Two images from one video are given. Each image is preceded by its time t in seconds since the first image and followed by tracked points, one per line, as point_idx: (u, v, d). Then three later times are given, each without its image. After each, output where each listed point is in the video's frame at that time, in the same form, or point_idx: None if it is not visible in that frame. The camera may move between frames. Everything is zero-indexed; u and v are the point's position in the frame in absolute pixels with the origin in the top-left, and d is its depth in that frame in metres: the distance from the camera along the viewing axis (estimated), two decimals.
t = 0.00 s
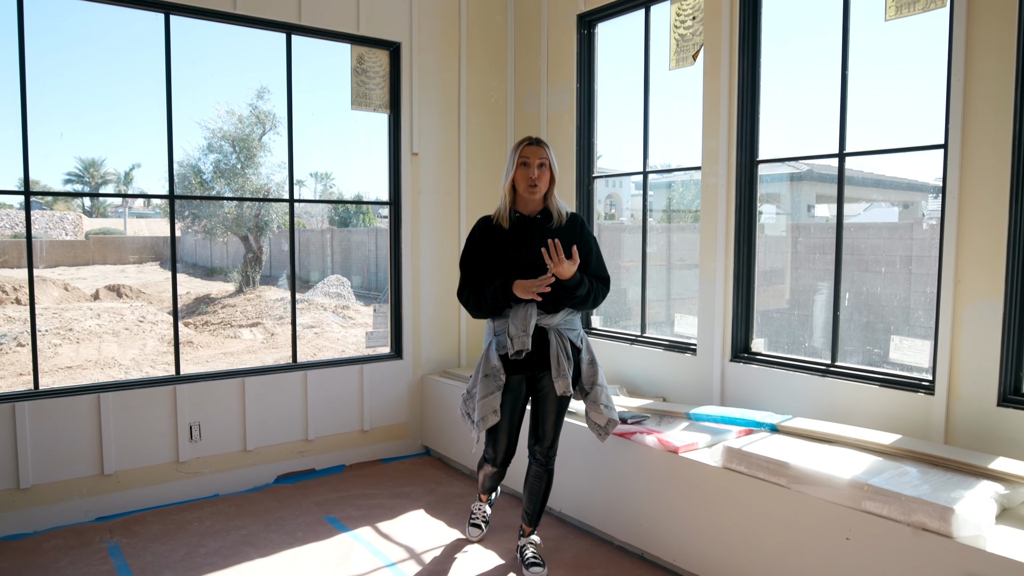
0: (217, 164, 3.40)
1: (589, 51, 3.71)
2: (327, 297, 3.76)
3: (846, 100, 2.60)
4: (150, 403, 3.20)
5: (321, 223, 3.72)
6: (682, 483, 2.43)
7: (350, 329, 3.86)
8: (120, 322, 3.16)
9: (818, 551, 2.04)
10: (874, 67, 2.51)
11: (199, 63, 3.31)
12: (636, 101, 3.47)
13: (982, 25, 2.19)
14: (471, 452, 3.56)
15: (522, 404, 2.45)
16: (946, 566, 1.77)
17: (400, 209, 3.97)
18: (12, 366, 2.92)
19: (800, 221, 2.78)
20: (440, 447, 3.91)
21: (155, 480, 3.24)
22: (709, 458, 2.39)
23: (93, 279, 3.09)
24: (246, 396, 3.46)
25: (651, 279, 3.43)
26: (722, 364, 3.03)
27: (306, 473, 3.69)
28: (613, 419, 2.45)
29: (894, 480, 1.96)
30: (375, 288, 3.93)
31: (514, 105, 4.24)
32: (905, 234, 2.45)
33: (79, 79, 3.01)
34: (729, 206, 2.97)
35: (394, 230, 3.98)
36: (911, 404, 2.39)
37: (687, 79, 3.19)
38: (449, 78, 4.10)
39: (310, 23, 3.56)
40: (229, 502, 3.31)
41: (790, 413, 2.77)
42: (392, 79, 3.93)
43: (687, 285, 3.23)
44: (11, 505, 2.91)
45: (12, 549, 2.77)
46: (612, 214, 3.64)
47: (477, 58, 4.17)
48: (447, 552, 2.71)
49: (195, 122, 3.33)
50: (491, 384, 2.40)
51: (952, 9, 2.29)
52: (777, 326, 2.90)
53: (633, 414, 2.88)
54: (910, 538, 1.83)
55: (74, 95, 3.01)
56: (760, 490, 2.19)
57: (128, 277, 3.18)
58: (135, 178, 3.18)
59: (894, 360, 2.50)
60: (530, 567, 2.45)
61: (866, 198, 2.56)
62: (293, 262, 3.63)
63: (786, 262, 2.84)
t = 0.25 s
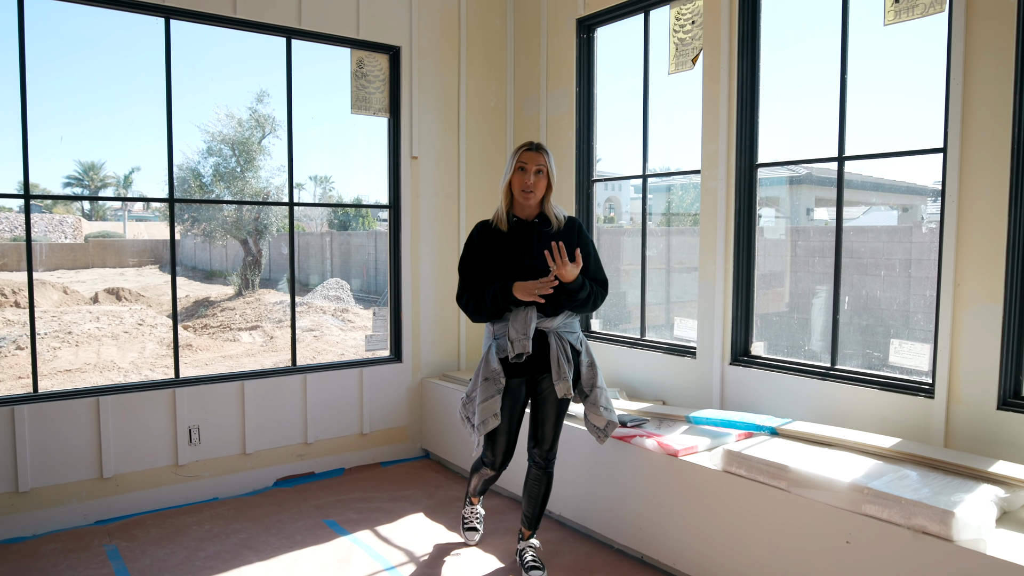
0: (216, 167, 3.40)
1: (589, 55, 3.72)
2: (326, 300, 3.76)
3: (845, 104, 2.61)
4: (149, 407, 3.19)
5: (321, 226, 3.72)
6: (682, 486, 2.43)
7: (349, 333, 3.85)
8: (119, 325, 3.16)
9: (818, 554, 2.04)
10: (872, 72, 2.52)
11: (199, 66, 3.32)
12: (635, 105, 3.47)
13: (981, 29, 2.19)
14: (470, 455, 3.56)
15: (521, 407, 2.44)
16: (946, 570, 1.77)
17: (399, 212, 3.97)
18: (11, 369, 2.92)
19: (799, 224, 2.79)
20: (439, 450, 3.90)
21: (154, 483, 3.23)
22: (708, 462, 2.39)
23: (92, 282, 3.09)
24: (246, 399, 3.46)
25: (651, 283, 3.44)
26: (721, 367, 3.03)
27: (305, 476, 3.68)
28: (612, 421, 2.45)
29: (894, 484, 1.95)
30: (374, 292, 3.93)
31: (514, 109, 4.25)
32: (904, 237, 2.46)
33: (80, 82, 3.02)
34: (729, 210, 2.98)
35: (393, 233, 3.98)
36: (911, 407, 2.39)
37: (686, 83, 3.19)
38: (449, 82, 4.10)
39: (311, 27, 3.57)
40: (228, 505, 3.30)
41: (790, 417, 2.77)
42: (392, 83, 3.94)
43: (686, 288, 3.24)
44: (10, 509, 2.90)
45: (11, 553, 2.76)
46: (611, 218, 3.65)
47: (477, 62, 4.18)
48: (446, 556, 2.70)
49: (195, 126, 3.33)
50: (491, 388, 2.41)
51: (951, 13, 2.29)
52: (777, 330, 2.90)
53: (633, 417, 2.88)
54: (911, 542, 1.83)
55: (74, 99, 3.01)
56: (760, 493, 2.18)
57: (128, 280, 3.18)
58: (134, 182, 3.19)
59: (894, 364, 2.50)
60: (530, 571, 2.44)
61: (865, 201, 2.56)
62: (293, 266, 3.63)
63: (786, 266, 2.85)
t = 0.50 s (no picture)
0: (215, 169, 3.40)
1: (589, 57, 3.72)
2: (325, 301, 3.76)
3: (845, 105, 2.61)
4: (149, 408, 3.19)
5: (320, 227, 3.72)
6: (682, 487, 2.43)
7: (348, 334, 3.85)
8: (118, 326, 3.16)
9: (820, 555, 2.04)
10: (873, 74, 2.52)
11: (199, 68, 3.32)
12: (635, 106, 3.48)
13: (981, 31, 2.20)
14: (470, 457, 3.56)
15: (520, 408, 2.44)
16: (948, 571, 1.77)
17: (399, 213, 3.97)
18: (10, 370, 2.92)
19: (798, 226, 2.79)
20: (439, 452, 3.90)
21: (154, 484, 3.23)
22: (709, 463, 2.39)
23: (91, 284, 3.09)
24: (246, 401, 3.46)
25: (651, 284, 3.44)
26: (721, 369, 3.04)
27: (306, 478, 3.68)
28: (611, 422, 2.45)
29: (895, 485, 1.95)
30: (374, 293, 3.93)
31: (514, 111, 4.25)
32: (904, 239, 2.46)
33: (80, 84, 3.02)
34: (729, 211, 2.98)
35: (393, 234, 3.98)
36: (911, 408, 2.40)
37: (686, 85, 3.20)
38: (449, 84, 4.11)
39: (311, 29, 3.57)
40: (228, 507, 3.30)
41: (790, 418, 2.77)
42: (392, 84, 3.95)
43: (686, 289, 3.24)
44: (9, 510, 2.90)
45: (11, 554, 2.76)
46: (611, 219, 3.65)
47: (477, 64, 4.19)
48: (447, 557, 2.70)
49: (194, 127, 3.33)
50: (488, 388, 2.41)
51: (951, 15, 2.30)
52: (777, 331, 2.90)
53: (633, 418, 2.88)
54: (912, 543, 1.83)
55: (74, 100, 3.02)
56: (761, 494, 2.18)
57: (127, 281, 3.18)
58: (134, 183, 3.18)
59: (894, 365, 2.50)
60: (531, 572, 2.44)
61: (864, 203, 2.57)
62: (293, 267, 3.63)
63: (785, 267, 2.85)
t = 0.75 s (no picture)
0: (215, 169, 3.40)
1: (589, 57, 3.72)
2: (325, 301, 3.75)
3: (846, 106, 2.62)
4: (149, 408, 3.19)
5: (319, 228, 3.72)
6: (683, 487, 2.43)
7: (348, 334, 3.85)
8: (118, 326, 3.16)
9: (821, 555, 2.04)
10: (873, 75, 2.53)
11: (199, 68, 3.32)
12: (635, 107, 3.48)
13: (982, 31, 2.20)
14: (471, 457, 3.56)
15: (519, 407, 2.44)
16: (949, 570, 1.77)
17: (399, 214, 3.97)
18: (10, 371, 2.91)
19: (798, 226, 2.80)
20: (440, 452, 3.90)
21: (155, 485, 3.23)
22: (709, 463, 2.39)
23: (91, 284, 3.09)
24: (246, 401, 3.45)
25: (651, 284, 3.44)
26: (722, 369, 3.04)
27: (306, 478, 3.68)
28: (610, 422, 2.45)
29: (896, 484, 1.96)
30: (373, 293, 3.93)
31: (514, 111, 4.25)
32: (904, 239, 2.46)
33: (81, 85, 3.02)
34: (730, 211, 2.98)
35: (394, 235, 3.98)
36: (912, 408, 2.40)
37: (686, 85, 3.20)
38: (449, 84, 4.11)
39: (311, 30, 3.57)
40: (229, 507, 3.29)
41: (791, 418, 2.77)
42: (392, 84, 3.95)
43: (686, 289, 3.24)
44: (10, 511, 2.89)
45: (11, 555, 2.76)
46: (610, 220, 3.66)
47: (477, 64, 4.19)
48: (448, 557, 2.70)
49: (194, 127, 3.33)
50: (488, 386, 2.42)
51: (951, 16, 2.30)
52: (777, 331, 2.91)
53: (634, 418, 2.88)
54: (913, 542, 1.83)
55: (74, 101, 3.01)
56: (762, 494, 2.19)
57: (126, 282, 3.18)
58: (133, 183, 3.18)
59: (894, 365, 2.51)
60: (533, 571, 2.44)
61: (865, 203, 2.57)
62: (293, 267, 3.63)
63: (785, 267, 2.85)
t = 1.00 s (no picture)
0: (213, 168, 3.40)
1: (588, 56, 3.72)
2: (324, 300, 3.75)
3: (845, 104, 2.62)
4: (149, 407, 3.18)
5: (318, 226, 3.71)
6: (683, 485, 2.44)
7: (348, 333, 3.85)
8: (117, 325, 3.15)
9: (822, 552, 2.05)
10: (873, 74, 2.53)
11: (197, 67, 3.32)
12: (635, 105, 3.48)
13: (983, 29, 2.21)
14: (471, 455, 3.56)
15: (521, 406, 2.45)
16: (950, 567, 1.78)
17: (399, 212, 3.97)
18: (9, 370, 2.91)
19: (797, 225, 2.80)
20: (440, 450, 3.90)
21: (156, 483, 3.22)
22: (710, 461, 2.40)
23: (89, 283, 3.08)
24: (246, 400, 3.45)
25: (651, 283, 3.44)
26: (722, 367, 3.04)
27: (306, 477, 3.68)
28: (612, 420, 2.45)
29: (896, 482, 1.97)
30: (372, 292, 3.93)
31: (514, 109, 4.25)
32: (903, 237, 2.47)
33: (79, 83, 3.02)
34: (729, 210, 2.99)
35: (393, 233, 3.98)
36: (912, 406, 2.41)
37: (686, 84, 3.20)
38: (448, 83, 4.11)
39: (310, 28, 3.57)
40: (229, 506, 3.29)
41: (791, 416, 2.78)
42: (392, 83, 3.94)
43: (685, 288, 3.25)
44: (10, 510, 2.89)
45: (12, 554, 2.75)
46: (609, 218, 3.66)
47: (477, 63, 4.18)
48: (449, 555, 2.71)
49: (193, 126, 3.33)
50: (489, 385, 2.42)
51: (951, 15, 2.31)
52: (777, 329, 2.91)
53: (634, 417, 2.89)
54: (914, 539, 1.84)
55: (73, 100, 3.01)
56: (763, 492, 2.19)
57: (125, 281, 3.17)
58: (131, 182, 3.18)
59: (894, 363, 2.51)
60: (534, 569, 2.44)
61: (864, 202, 2.58)
62: (293, 266, 3.63)
63: (784, 266, 2.86)
